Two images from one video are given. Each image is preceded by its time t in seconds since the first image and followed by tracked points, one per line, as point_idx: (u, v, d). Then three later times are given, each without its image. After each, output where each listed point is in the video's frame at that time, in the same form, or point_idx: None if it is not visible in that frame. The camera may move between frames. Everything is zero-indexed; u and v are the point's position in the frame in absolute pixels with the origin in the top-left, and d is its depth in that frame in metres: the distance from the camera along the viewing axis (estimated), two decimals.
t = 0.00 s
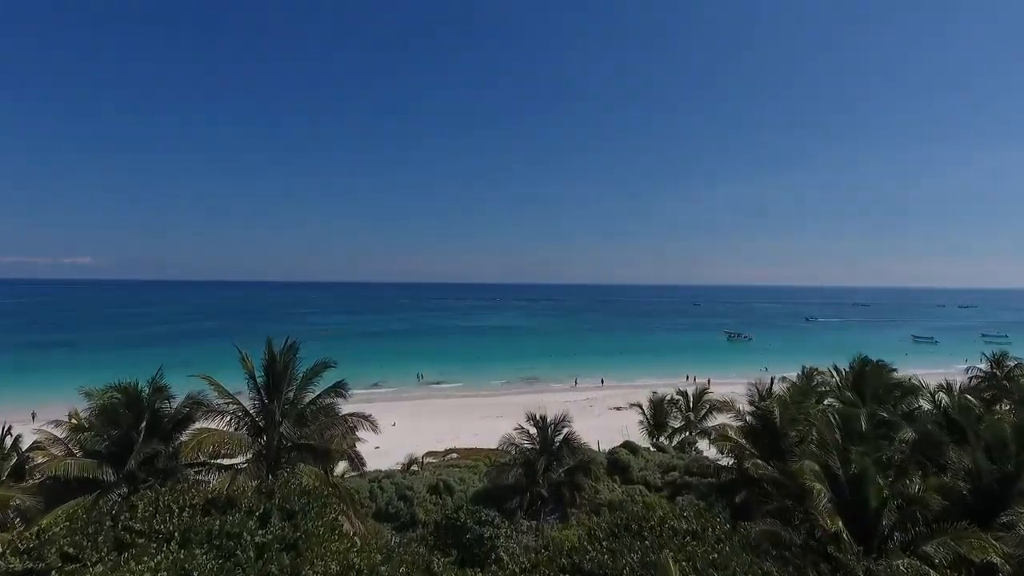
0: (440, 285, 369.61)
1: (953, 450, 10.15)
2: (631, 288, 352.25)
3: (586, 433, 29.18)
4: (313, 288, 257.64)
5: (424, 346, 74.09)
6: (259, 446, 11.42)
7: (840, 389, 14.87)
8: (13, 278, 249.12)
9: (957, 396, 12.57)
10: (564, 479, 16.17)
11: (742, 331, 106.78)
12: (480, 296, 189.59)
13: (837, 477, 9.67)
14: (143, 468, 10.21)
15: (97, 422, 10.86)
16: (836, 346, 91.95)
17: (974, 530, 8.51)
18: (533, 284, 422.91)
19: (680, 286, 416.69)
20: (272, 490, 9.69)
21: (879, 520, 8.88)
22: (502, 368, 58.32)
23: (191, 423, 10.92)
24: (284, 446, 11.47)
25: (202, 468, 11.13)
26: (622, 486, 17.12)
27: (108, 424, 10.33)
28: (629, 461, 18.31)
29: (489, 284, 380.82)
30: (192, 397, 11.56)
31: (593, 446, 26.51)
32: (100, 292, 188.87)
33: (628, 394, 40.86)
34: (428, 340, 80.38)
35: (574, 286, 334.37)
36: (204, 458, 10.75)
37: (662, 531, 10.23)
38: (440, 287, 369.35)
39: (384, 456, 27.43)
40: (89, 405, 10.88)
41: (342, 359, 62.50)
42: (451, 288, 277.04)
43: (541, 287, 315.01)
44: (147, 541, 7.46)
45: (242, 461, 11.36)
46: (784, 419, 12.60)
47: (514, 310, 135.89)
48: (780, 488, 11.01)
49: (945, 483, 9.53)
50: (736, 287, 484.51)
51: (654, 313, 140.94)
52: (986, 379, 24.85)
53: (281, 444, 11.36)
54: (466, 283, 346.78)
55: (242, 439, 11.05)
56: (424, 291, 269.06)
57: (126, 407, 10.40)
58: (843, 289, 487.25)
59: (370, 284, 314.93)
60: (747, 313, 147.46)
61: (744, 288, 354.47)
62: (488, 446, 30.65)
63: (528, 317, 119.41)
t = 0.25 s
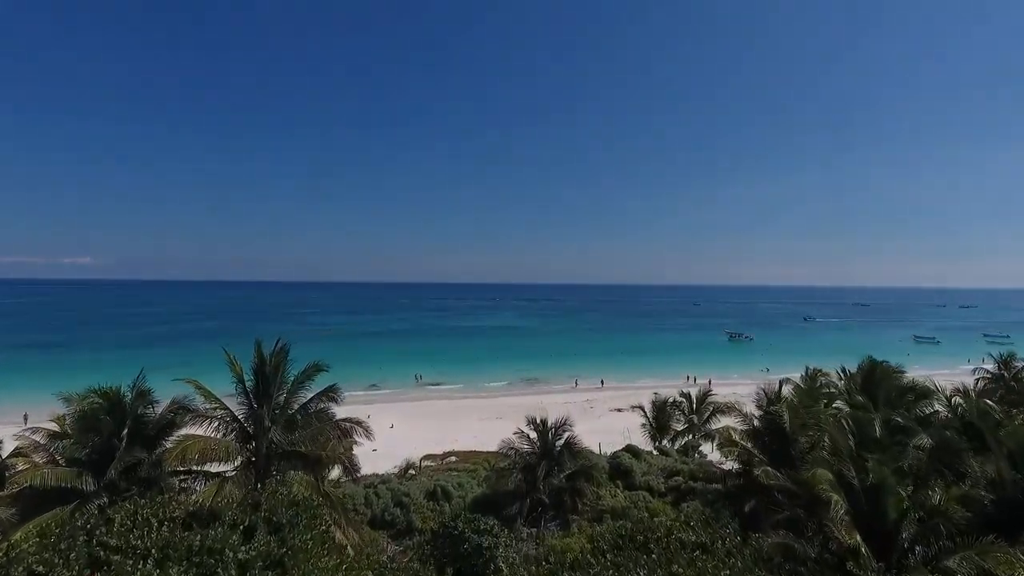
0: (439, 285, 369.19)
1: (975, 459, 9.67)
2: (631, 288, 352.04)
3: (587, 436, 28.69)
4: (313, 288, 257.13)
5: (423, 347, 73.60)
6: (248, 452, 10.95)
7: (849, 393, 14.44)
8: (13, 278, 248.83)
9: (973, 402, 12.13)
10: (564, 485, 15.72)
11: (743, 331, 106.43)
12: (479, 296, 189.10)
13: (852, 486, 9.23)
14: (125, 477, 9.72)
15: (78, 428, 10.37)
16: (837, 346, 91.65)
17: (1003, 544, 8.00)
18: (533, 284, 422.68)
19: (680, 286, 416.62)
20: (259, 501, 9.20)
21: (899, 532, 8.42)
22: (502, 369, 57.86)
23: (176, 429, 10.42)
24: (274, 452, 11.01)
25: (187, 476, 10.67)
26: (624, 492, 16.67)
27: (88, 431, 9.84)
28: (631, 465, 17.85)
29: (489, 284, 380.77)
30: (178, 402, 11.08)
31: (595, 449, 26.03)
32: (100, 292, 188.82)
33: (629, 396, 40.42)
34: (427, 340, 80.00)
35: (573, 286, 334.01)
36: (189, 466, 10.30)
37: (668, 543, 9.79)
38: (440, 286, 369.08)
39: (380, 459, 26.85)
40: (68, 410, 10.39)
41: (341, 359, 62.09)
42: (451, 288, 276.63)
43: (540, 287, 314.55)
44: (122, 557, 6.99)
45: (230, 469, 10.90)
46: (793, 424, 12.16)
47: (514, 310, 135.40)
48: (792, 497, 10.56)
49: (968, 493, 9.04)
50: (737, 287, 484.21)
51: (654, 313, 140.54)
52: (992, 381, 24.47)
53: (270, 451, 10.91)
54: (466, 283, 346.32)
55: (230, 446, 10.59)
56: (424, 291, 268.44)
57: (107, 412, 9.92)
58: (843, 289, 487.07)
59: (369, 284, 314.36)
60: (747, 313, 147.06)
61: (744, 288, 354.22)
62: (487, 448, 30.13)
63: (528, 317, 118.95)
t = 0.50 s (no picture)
0: (439, 285, 368.42)
1: (999, 470, 9.23)
2: (630, 288, 351.51)
3: (588, 439, 28.14)
4: (311, 288, 256.13)
5: (422, 347, 72.98)
6: (236, 460, 10.50)
7: (862, 399, 14.01)
8: (11, 279, 247.71)
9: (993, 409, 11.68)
10: (566, 492, 15.24)
11: (744, 332, 105.78)
12: (479, 296, 188.32)
13: (871, 497, 8.77)
14: (104, 489, 9.24)
15: (54, 436, 9.87)
16: (840, 346, 90.99)
17: None
18: (533, 284, 421.94)
19: (680, 286, 415.88)
20: (244, 514, 8.70)
21: (921, 546, 7.98)
22: (501, 370, 57.27)
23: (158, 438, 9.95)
24: (262, 461, 10.54)
25: (172, 486, 10.20)
26: (627, 498, 16.21)
27: (65, 440, 9.37)
28: (633, 470, 17.38)
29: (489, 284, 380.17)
30: (161, 408, 10.58)
31: (596, 453, 25.49)
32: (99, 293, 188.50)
33: (631, 398, 39.84)
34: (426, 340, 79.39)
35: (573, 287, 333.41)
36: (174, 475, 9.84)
37: (676, 557, 9.30)
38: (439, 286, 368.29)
39: (379, 463, 26.35)
40: (45, 418, 9.90)
41: (339, 361, 61.60)
42: (451, 288, 276.16)
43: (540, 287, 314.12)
44: None
45: (217, 478, 10.44)
46: (805, 430, 11.67)
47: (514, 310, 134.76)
48: (806, 507, 10.12)
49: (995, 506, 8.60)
50: (737, 287, 483.72)
51: (655, 313, 139.91)
52: (1001, 383, 23.98)
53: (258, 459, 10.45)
54: (465, 284, 345.73)
55: (216, 454, 10.13)
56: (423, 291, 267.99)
57: (86, 419, 9.48)
58: (842, 289, 486.72)
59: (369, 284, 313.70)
60: (748, 313, 146.42)
61: (744, 288, 353.69)
62: (486, 452, 29.49)
63: (528, 318, 118.21)
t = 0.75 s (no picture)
0: (438, 285, 367.45)
1: None
2: (630, 288, 350.87)
3: (589, 442, 27.62)
4: (310, 288, 255.36)
5: (421, 348, 72.44)
6: (222, 469, 10.03)
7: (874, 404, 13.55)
8: (8, 278, 247.00)
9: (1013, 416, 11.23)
10: (567, 499, 14.78)
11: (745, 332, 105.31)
12: (479, 296, 187.87)
13: (891, 509, 8.33)
14: (81, 502, 8.76)
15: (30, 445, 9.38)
16: (842, 347, 90.48)
17: None
18: (532, 284, 420.50)
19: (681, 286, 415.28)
20: (227, 529, 8.21)
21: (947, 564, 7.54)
22: (501, 371, 56.73)
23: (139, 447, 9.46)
24: (250, 470, 10.07)
25: (155, 497, 9.72)
26: (629, 505, 15.73)
27: (39, 450, 8.88)
28: (637, 476, 16.89)
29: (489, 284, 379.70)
30: (144, 415, 10.10)
31: (597, 456, 24.93)
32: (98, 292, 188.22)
33: (632, 400, 39.34)
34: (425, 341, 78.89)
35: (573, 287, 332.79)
36: (156, 486, 9.36)
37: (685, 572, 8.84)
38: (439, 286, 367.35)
39: (376, 467, 25.81)
40: (19, 426, 9.41)
41: (338, 361, 61.11)
42: (450, 288, 275.64)
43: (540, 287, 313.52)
44: None
45: (203, 488, 9.98)
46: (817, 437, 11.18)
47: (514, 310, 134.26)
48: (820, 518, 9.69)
49: None
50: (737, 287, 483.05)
51: (655, 313, 139.36)
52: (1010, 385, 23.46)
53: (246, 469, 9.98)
54: (465, 284, 345.14)
55: (202, 464, 9.66)
56: (423, 291, 267.36)
57: (63, 428, 9.01)
58: (842, 289, 486.25)
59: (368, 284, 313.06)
60: (749, 313, 145.97)
61: (745, 288, 353.01)
62: (485, 454, 28.96)
63: (528, 318, 117.64)
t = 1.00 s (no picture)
0: (438, 285, 367.10)
1: None
2: (630, 288, 350.27)
3: (591, 445, 27.11)
4: (309, 288, 254.81)
5: (420, 348, 71.97)
6: (207, 479, 9.56)
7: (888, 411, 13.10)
8: (7, 278, 246.45)
9: None
10: (568, 507, 14.31)
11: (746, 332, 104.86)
12: (479, 296, 187.40)
13: (913, 524, 7.92)
14: (56, 515, 8.30)
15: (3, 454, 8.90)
16: (844, 347, 89.99)
17: None
18: (532, 284, 419.93)
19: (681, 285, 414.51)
20: (209, 546, 7.74)
21: None
22: (501, 371, 56.24)
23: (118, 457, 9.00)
24: (237, 479, 9.61)
25: (137, 508, 9.27)
26: (633, 513, 15.26)
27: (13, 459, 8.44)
28: (640, 482, 16.41)
29: (489, 283, 379.11)
30: (126, 422, 9.65)
31: (599, 460, 24.44)
32: (99, 292, 187.93)
33: (634, 401, 38.87)
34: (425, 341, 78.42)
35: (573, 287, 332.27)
36: (135, 497, 8.90)
37: None
38: (439, 286, 366.83)
39: (374, 469, 25.32)
40: None
41: (337, 362, 60.56)
42: (450, 288, 275.15)
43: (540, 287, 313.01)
44: None
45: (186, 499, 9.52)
46: (830, 446, 10.72)
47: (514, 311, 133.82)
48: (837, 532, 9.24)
49: None
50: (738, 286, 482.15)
51: (656, 313, 138.82)
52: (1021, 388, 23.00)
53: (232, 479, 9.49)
54: (464, 284, 344.63)
55: (185, 473, 9.20)
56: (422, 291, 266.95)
57: (39, 436, 8.57)
58: (843, 289, 485.73)
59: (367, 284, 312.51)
60: (750, 314, 145.49)
61: (746, 288, 352.24)
62: (485, 456, 28.42)
63: (528, 318, 117.15)
